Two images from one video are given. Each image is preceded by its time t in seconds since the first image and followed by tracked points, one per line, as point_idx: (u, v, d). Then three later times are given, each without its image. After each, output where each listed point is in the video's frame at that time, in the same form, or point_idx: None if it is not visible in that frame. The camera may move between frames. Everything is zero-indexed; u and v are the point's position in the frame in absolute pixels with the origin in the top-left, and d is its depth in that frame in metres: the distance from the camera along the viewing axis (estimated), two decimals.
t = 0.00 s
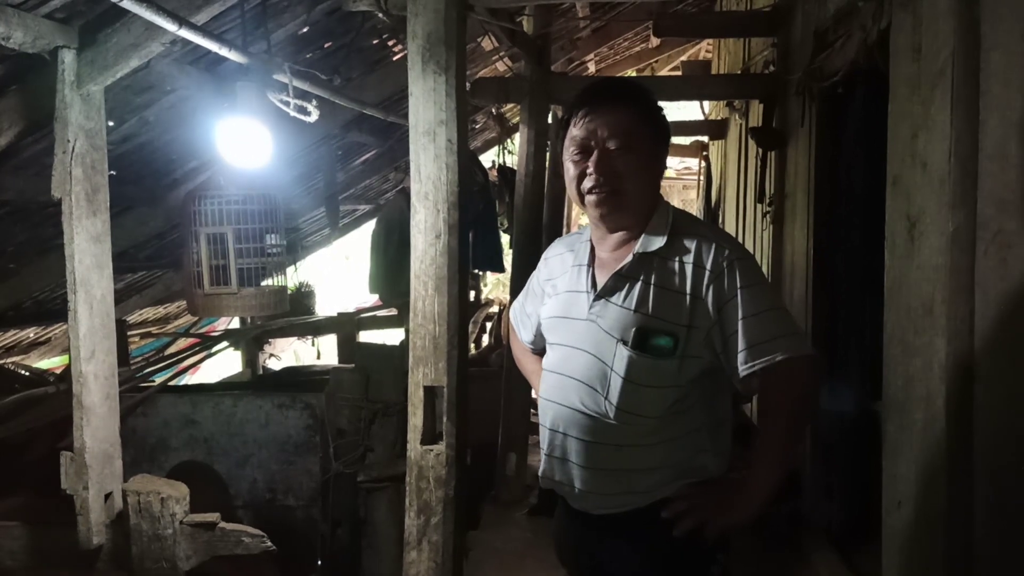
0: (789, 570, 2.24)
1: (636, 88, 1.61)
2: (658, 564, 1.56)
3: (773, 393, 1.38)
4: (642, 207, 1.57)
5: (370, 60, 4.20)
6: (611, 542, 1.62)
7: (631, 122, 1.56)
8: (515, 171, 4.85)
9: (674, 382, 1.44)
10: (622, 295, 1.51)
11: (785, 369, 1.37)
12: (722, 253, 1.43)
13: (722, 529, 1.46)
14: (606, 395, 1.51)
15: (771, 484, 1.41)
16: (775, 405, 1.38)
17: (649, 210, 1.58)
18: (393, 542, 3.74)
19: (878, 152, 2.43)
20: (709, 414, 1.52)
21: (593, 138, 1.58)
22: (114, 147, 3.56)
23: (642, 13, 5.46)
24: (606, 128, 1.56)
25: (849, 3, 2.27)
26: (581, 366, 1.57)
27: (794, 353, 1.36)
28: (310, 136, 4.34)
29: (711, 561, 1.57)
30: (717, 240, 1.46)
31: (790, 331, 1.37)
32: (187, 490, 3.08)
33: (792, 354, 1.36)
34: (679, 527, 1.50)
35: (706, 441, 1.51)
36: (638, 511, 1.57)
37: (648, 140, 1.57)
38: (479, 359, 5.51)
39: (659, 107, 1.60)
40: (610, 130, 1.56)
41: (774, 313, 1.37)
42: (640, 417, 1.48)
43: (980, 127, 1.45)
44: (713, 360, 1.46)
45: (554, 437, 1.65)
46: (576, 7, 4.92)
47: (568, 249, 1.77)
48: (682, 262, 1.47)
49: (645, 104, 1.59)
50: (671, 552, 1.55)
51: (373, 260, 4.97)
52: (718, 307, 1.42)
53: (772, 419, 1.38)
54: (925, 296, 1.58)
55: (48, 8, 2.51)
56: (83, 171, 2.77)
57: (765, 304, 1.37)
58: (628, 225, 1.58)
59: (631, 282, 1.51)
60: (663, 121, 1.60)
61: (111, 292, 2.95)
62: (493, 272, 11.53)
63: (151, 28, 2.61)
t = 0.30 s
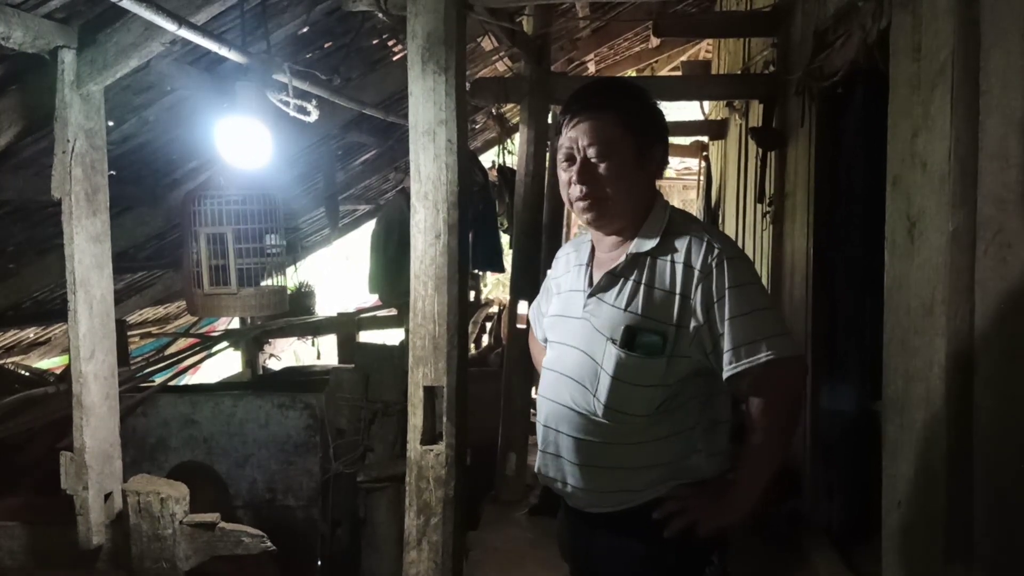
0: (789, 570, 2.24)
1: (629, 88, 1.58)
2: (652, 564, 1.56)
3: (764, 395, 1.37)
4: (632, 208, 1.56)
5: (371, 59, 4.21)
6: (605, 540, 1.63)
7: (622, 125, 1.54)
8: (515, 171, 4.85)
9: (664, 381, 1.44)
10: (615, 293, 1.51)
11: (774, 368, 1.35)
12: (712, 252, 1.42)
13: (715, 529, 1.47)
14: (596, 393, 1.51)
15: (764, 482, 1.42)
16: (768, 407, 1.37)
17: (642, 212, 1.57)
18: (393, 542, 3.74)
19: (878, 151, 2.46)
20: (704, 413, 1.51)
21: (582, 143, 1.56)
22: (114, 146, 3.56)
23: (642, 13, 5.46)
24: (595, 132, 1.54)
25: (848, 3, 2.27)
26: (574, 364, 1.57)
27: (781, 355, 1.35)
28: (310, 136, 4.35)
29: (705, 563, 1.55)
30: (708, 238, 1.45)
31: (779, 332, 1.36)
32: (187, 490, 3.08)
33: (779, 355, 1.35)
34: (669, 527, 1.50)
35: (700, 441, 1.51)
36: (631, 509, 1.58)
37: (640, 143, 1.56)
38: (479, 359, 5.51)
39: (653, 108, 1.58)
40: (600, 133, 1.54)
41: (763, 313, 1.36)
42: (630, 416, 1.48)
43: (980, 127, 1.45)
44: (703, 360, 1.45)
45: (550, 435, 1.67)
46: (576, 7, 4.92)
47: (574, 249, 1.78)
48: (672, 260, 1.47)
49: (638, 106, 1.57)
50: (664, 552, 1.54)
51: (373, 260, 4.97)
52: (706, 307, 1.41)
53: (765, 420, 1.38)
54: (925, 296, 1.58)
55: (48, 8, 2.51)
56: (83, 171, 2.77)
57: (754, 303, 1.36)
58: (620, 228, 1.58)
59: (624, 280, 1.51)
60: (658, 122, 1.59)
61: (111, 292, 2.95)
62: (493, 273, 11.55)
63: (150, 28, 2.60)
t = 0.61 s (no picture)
0: (788, 569, 2.24)
1: (627, 88, 1.57)
2: (649, 564, 1.56)
3: (761, 396, 1.36)
4: (627, 209, 1.56)
5: (370, 58, 4.22)
6: (601, 539, 1.63)
7: (620, 126, 1.54)
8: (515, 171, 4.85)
9: (661, 383, 1.44)
10: (611, 294, 1.51)
11: (769, 370, 1.34)
12: (708, 253, 1.41)
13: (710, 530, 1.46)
14: (593, 394, 1.52)
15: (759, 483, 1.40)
16: (765, 409, 1.37)
17: (640, 212, 1.58)
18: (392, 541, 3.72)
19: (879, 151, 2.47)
20: (701, 414, 1.51)
21: (578, 144, 1.56)
22: (113, 146, 3.56)
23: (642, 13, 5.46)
24: (591, 133, 1.54)
25: (847, 2, 2.26)
26: (572, 365, 1.58)
27: (775, 357, 1.34)
28: (310, 137, 4.34)
29: (701, 562, 1.54)
30: (704, 238, 1.44)
31: (776, 334, 1.35)
32: (186, 490, 3.07)
33: (774, 356, 1.34)
34: (666, 527, 1.51)
35: (697, 442, 1.51)
36: (628, 509, 1.57)
37: (638, 143, 1.55)
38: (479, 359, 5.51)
39: (650, 106, 1.57)
40: (596, 134, 1.54)
41: (757, 315, 1.35)
42: (627, 417, 1.48)
43: (979, 126, 1.45)
44: (699, 361, 1.44)
45: (548, 436, 1.67)
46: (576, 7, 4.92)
47: (574, 249, 1.79)
48: (669, 261, 1.46)
49: (636, 106, 1.56)
50: (662, 553, 1.54)
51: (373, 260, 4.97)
52: (702, 309, 1.40)
53: (762, 421, 1.37)
54: (925, 296, 1.58)
55: (47, 7, 2.51)
56: (82, 171, 2.77)
57: (751, 305, 1.36)
58: (619, 228, 1.58)
59: (621, 281, 1.51)
60: (657, 120, 1.58)
61: (109, 292, 2.95)
62: (492, 273, 11.55)
63: (149, 27, 2.60)
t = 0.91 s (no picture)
0: (788, 570, 2.24)
1: (624, 91, 1.57)
2: (651, 564, 1.56)
3: (769, 399, 1.38)
4: (629, 214, 1.56)
5: (370, 60, 4.22)
6: (604, 542, 1.63)
7: (618, 130, 1.54)
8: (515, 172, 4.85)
9: (668, 386, 1.45)
10: (619, 298, 1.51)
11: (781, 372, 1.37)
12: (718, 257, 1.43)
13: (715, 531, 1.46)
14: (601, 397, 1.52)
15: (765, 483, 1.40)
16: (771, 410, 1.38)
17: (641, 216, 1.58)
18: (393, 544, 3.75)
19: (879, 152, 2.44)
20: (705, 416, 1.52)
21: (577, 149, 1.55)
22: (114, 147, 3.56)
23: (641, 14, 5.46)
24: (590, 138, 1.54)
25: (847, 3, 2.26)
26: (578, 369, 1.57)
27: (788, 359, 1.36)
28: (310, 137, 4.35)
29: (704, 562, 1.55)
30: (713, 242, 1.46)
31: (785, 337, 1.37)
32: (187, 492, 3.07)
33: (787, 359, 1.36)
34: (672, 528, 1.50)
35: (701, 444, 1.52)
36: (634, 511, 1.57)
37: (637, 147, 1.55)
38: (479, 360, 5.52)
39: (645, 110, 1.58)
40: (595, 140, 1.53)
41: (767, 318, 1.37)
42: (633, 420, 1.48)
43: (979, 128, 1.45)
44: (705, 363, 1.46)
45: (553, 439, 1.66)
46: (576, 7, 4.92)
47: (572, 250, 1.78)
48: (678, 265, 1.47)
49: (633, 109, 1.56)
50: (664, 554, 1.54)
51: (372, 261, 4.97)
52: (713, 313, 1.42)
53: (770, 423, 1.38)
54: (924, 298, 1.58)
55: (47, 9, 2.51)
56: (82, 172, 2.77)
57: (760, 308, 1.38)
58: (620, 233, 1.58)
59: (627, 285, 1.50)
60: (655, 123, 1.58)
61: (110, 293, 2.95)
62: (492, 273, 11.56)
63: (150, 29, 2.61)
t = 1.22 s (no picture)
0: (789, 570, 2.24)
1: (616, 96, 1.56)
2: (652, 565, 1.56)
3: (772, 401, 1.38)
4: (618, 217, 1.57)
5: (370, 60, 4.22)
6: (606, 542, 1.63)
7: (606, 137, 1.53)
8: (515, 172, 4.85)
9: (672, 387, 1.46)
10: (622, 299, 1.51)
11: (785, 373, 1.37)
12: (721, 258, 1.44)
13: (718, 531, 1.46)
14: (604, 398, 1.52)
15: (768, 483, 1.40)
16: (774, 411, 1.38)
17: (636, 220, 1.58)
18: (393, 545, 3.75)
19: (878, 153, 2.43)
20: (707, 417, 1.53)
21: (563, 157, 1.56)
22: (115, 148, 3.56)
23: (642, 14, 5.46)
24: (575, 146, 1.54)
25: (848, 3, 2.26)
26: (581, 369, 1.58)
27: (793, 360, 1.37)
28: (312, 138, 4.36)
29: (705, 562, 1.55)
30: (716, 243, 1.46)
31: (788, 338, 1.37)
32: (188, 491, 3.08)
33: (792, 359, 1.37)
34: (675, 527, 1.50)
35: (703, 444, 1.53)
36: (637, 511, 1.57)
37: (627, 152, 1.54)
38: (479, 360, 5.52)
39: (626, 108, 1.55)
40: (581, 148, 1.54)
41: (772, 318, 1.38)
42: (636, 421, 1.50)
43: (980, 128, 1.45)
44: (707, 364, 1.47)
45: (555, 440, 1.66)
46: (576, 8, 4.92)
47: (570, 250, 1.76)
48: (681, 266, 1.47)
49: (621, 113, 1.54)
50: (666, 554, 1.54)
51: (373, 261, 4.97)
52: (717, 313, 1.43)
53: (773, 423, 1.38)
54: (925, 299, 1.59)
55: (49, 9, 2.51)
56: (84, 172, 2.77)
57: (765, 308, 1.38)
58: (615, 239, 1.59)
59: (629, 286, 1.51)
60: (646, 124, 1.57)
61: (112, 293, 2.96)
62: (492, 273, 11.56)
63: (151, 29, 2.61)
